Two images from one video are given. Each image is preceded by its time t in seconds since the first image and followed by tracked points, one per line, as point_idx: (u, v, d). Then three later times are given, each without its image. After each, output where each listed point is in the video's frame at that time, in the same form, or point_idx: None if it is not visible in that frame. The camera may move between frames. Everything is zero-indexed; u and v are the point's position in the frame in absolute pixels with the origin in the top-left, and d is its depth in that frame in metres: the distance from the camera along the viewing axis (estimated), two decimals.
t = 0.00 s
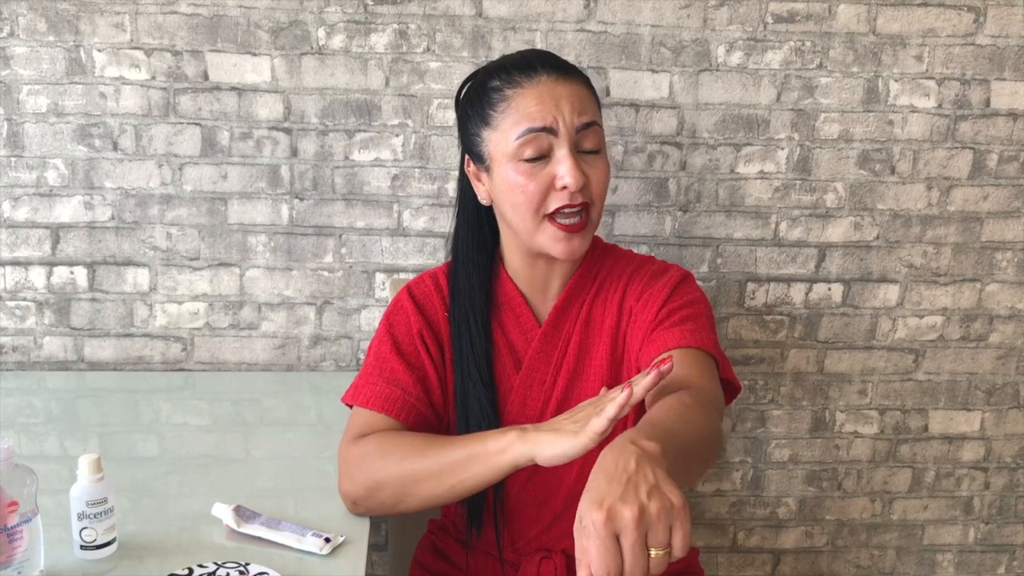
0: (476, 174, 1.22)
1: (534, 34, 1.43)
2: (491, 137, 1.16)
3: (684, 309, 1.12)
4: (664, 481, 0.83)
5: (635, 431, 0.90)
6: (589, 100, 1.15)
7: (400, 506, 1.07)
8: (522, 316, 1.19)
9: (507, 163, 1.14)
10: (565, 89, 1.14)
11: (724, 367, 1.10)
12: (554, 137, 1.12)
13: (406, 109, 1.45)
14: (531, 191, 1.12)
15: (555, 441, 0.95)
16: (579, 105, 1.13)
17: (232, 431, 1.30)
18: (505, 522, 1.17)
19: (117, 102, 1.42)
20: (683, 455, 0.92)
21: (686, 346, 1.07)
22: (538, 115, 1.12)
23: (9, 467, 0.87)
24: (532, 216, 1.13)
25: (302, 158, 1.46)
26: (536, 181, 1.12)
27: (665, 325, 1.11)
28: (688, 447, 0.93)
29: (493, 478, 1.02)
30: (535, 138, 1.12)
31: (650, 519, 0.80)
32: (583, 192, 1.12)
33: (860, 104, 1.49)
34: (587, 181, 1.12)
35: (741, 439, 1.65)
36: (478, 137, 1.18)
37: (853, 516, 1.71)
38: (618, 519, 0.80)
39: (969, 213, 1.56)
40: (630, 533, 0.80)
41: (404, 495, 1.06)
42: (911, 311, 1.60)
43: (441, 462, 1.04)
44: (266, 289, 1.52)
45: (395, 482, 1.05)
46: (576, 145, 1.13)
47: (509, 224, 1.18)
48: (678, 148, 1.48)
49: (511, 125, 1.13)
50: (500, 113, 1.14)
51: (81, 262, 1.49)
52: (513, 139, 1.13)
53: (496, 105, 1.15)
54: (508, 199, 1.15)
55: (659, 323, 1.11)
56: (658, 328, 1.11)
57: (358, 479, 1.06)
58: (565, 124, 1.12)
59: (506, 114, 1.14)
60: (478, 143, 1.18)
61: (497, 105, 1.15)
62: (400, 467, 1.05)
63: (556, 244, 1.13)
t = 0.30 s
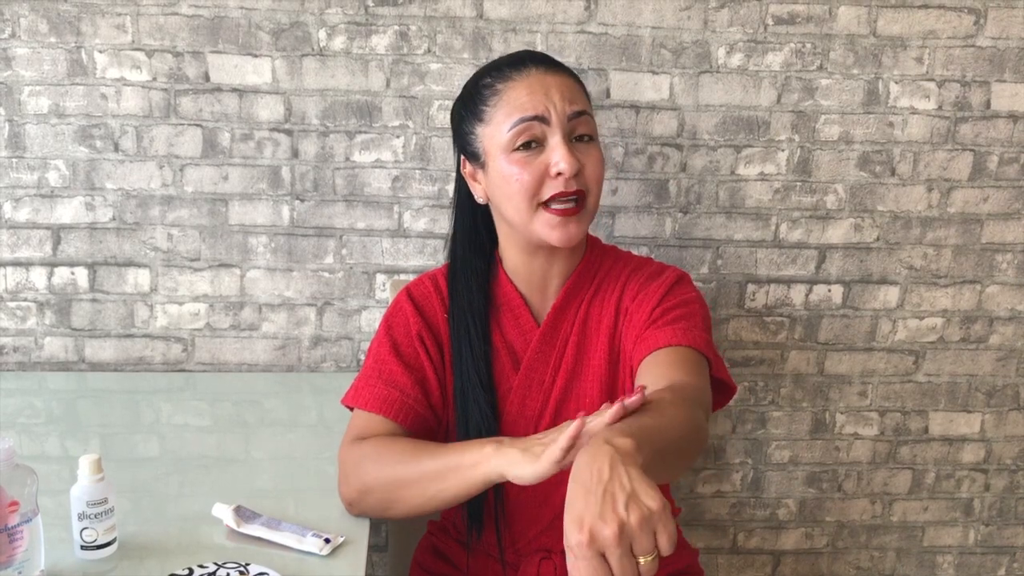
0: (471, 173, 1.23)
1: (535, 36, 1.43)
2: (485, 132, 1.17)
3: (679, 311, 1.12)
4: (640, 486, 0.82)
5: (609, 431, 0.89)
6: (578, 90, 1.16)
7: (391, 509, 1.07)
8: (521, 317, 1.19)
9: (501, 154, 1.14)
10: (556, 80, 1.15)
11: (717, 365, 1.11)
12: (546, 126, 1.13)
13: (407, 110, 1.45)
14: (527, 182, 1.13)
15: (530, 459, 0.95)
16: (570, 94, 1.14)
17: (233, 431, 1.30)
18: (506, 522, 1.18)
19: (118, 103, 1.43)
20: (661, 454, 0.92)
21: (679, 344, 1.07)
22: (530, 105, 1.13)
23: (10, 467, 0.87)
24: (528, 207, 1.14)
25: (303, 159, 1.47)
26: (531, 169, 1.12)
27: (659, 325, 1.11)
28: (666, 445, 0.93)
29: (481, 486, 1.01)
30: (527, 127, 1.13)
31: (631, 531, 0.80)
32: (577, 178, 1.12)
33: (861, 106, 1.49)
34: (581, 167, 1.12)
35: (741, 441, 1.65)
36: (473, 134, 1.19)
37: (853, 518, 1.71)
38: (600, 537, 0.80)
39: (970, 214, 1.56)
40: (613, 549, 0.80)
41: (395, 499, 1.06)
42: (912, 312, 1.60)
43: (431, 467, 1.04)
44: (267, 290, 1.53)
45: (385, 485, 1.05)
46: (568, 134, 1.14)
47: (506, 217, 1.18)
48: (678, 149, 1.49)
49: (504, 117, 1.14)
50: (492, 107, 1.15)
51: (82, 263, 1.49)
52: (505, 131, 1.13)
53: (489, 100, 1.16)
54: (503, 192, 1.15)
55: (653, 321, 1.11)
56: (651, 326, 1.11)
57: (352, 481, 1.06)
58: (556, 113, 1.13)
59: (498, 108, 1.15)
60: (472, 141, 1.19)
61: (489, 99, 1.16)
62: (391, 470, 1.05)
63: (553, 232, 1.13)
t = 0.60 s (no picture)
0: (470, 172, 1.23)
1: (537, 36, 1.44)
2: (483, 131, 1.17)
3: (677, 310, 1.12)
4: (623, 472, 0.82)
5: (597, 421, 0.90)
6: (576, 89, 1.17)
7: (394, 502, 1.07)
8: (521, 316, 1.19)
9: (499, 153, 1.15)
10: (553, 80, 1.15)
11: (716, 366, 1.11)
12: (544, 124, 1.13)
13: (409, 109, 1.46)
14: (525, 180, 1.13)
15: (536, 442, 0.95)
16: (567, 93, 1.15)
17: (234, 430, 1.31)
18: (506, 521, 1.18)
19: (122, 102, 1.43)
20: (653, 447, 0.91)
21: (677, 345, 1.07)
22: (527, 104, 1.13)
23: (13, 463, 0.89)
24: (526, 204, 1.14)
25: (305, 158, 1.47)
26: (528, 167, 1.12)
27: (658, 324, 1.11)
28: (659, 440, 0.92)
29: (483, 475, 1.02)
30: (524, 126, 1.13)
31: (612, 516, 0.80)
32: (575, 175, 1.13)
33: (862, 106, 1.50)
34: (580, 164, 1.13)
35: (742, 441, 1.66)
36: (471, 134, 1.19)
37: (853, 518, 1.71)
38: (581, 522, 0.80)
39: (971, 215, 1.56)
40: (595, 534, 0.80)
41: (398, 492, 1.06)
42: (912, 313, 1.61)
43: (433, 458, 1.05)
44: (270, 289, 1.53)
45: (388, 478, 1.05)
46: (566, 132, 1.14)
47: (504, 216, 1.18)
48: (679, 150, 1.49)
49: (501, 116, 1.14)
50: (490, 106, 1.16)
51: (85, 261, 1.50)
52: (503, 129, 1.14)
53: (487, 99, 1.17)
54: (502, 190, 1.15)
55: (651, 321, 1.11)
56: (649, 326, 1.11)
57: (352, 477, 1.07)
58: (554, 112, 1.13)
59: (495, 107, 1.15)
60: (471, 140, 1.20)
61: (487, 99, 1.17)
62: (392, 462, 1.06)
63: (551, 229, 1.13)
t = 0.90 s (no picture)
0: (477, 169, 1.24)
1: (541, 33, 1.44)
2: (490, 130, 1.17)
3: (683, 305, 1.13)
4: (635, 452, 0.82)
5: (608, 406, 0.90)
6: (585, 90, 1.17)
7: (399, 494, 1.08)
8: (526, 311, 1.19)
9: (506, 153, 1.15)
10: (562, 80, 1.15)
11: (722, 361, 1.12)
12: (552, 126, 1.14)
13: (414, 105, 1.46)
14: (531, 180, 1.13)
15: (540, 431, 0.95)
16: (576, 95, 1.15)
17: (239, 425, 1.31)
18: (510, 515, 1.18)
19: (127, 98, 1.44)
20: (663, 434, 0.91)
21: (683, 339, 1.07)
22: (536, 105, 1.13)
23: (19, 455, 0.89)
24: (532, 206, 1.14)
25: (310, 154, 1.48)
26: (535, 169, 1.13)
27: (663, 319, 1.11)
28: (669, 427, 0.92)
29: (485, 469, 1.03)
30: (532, 127, 1.13)
31: (625, 493, 0.80)
32: (582, 178, 1.13)
33: (866, 103, 1.50)
34: (586, 167, 1.13)
35: (745, 437, 1.66)
36: (478, 131, 1.19)
37: (856, 515, 1.72)
38: (594, 498, 0.80)
39: (974, 213, 1.56)
40: (607, 510, 0.79)
41: (402, 484, 1.07)
42: (916, 310, 1.61)
43: (438, 451, 1.05)
44: (274, 284, 1.54)
45: (394, 470, 1.06)
46: (574, 134, 1.14)
47: (509, 214, 1.19)
48: (684, 146, 1.49)
49: (510, 116, 1.14)
50: (498, 104, 1.16)
51: (90, 256, 1.50)
52: (511, 130, 1.14)
53: (495, 97, 1.17)
54: (508, 190, 1.16)
55: (657, 315, 1.12)
56: (656, 320, 1.11)
57: (358, 469, 1.08)
58: (562, 114, 1.13)
59: (504, 106, 1.15)
60: (478, 138, 1.20)
61: (495, 97, 1.16)
62: (398, 455, 1.06)
63: (557, 231, 1.14)
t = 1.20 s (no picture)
0: (484, 168, 1.24)
1: (546, 31, 1.44)
2: (496, 129, 1.18)
3: (690, 308, 1.13)
4: (632, 455, 0.82)
5: (610, 408, 0.90)
6: (591, 88, 1.17)
7: (401, 492, 1.08)
8: (532, 309, 1.20)
9: (512, 152, 1.15)
10: (568, 78, 1.15)
11: (727, 362, 1.12)
12: (558, 125, 1.14)
13: (419, 104, 1.47)
14: (537, 179, 1.13)
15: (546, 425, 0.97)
16: (582, 93, 1.15)
17: (244, 422, 1.32)
18: (515, 512, 1.19)
19: (134, 96, 1.44)
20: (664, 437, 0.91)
21: (690, 340, 1.08)
22: (541, 103, 1.13)
23: (29, 450, 0.90)
24: (538, 204, 1.15)
25: (315, 152, 1.48)
26: (541, 167, 1.13)
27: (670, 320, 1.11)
28: (671, 431, 0.92)
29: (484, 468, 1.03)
30: (538, 125, 1.14)
31: (619, 497, 0.80)
32: (588, 176, 1.14)
33: (870, 102, 1.50)
34: (592, 165, 1.14)
35: (749, 435, 1.66)
36: (485, 129, 1.20)
37: (860, 513, 1.72)
38: (588, 500, 0.80)
39: (979, 211, 1.56)
40: (601, 513, 0.80)
41: (404, 482, 1.07)
42: (920, 308, 1.61)
43: (439, 450, 1.05)
44: (280, 282, 1.54)
45: (396, 468, 1.06)
46: (580, 132, 1.14)
47: (516, 213, 1.19)
48: (688, 145, 1.49)
49: (516, 115, 1.15)
50: (505, 103, 1.16)
51: (97, 254, 1.51)
52: (517, 128, 1.14)
53: (501, 96, 1.17)
54: (514, 188, 1.16)
55: (664, 316, 1.12)
56: (662, 321, 1.12)
57: (362, 466, 1.08)
58: (568, 112, 1.14)
59: (510, 105, 1.15)
60: (485, 137, 1.20)
61: (501, 95, 1.17)
62: (400, 452, 1.07)
63: (562, 230, 1.14)
